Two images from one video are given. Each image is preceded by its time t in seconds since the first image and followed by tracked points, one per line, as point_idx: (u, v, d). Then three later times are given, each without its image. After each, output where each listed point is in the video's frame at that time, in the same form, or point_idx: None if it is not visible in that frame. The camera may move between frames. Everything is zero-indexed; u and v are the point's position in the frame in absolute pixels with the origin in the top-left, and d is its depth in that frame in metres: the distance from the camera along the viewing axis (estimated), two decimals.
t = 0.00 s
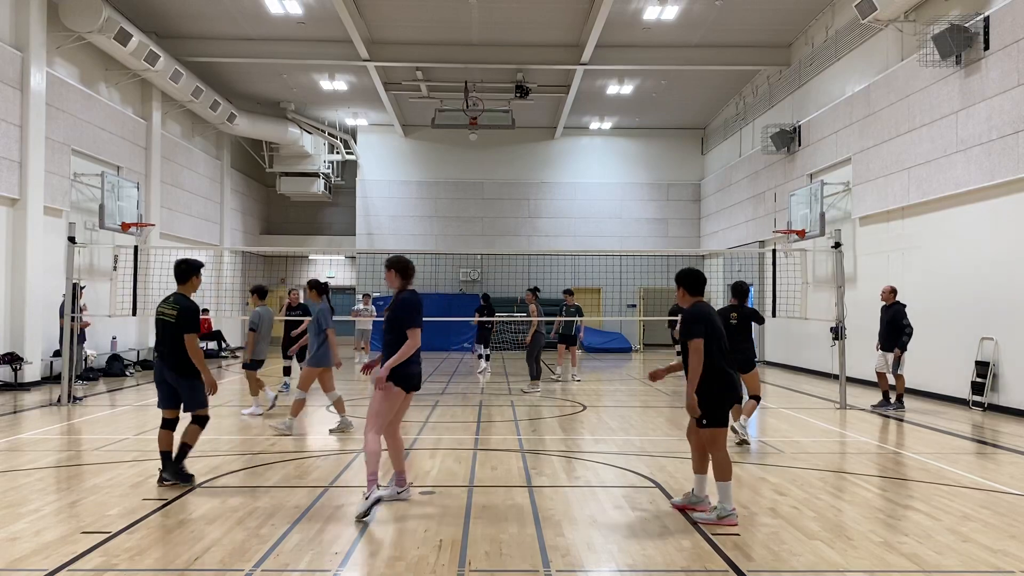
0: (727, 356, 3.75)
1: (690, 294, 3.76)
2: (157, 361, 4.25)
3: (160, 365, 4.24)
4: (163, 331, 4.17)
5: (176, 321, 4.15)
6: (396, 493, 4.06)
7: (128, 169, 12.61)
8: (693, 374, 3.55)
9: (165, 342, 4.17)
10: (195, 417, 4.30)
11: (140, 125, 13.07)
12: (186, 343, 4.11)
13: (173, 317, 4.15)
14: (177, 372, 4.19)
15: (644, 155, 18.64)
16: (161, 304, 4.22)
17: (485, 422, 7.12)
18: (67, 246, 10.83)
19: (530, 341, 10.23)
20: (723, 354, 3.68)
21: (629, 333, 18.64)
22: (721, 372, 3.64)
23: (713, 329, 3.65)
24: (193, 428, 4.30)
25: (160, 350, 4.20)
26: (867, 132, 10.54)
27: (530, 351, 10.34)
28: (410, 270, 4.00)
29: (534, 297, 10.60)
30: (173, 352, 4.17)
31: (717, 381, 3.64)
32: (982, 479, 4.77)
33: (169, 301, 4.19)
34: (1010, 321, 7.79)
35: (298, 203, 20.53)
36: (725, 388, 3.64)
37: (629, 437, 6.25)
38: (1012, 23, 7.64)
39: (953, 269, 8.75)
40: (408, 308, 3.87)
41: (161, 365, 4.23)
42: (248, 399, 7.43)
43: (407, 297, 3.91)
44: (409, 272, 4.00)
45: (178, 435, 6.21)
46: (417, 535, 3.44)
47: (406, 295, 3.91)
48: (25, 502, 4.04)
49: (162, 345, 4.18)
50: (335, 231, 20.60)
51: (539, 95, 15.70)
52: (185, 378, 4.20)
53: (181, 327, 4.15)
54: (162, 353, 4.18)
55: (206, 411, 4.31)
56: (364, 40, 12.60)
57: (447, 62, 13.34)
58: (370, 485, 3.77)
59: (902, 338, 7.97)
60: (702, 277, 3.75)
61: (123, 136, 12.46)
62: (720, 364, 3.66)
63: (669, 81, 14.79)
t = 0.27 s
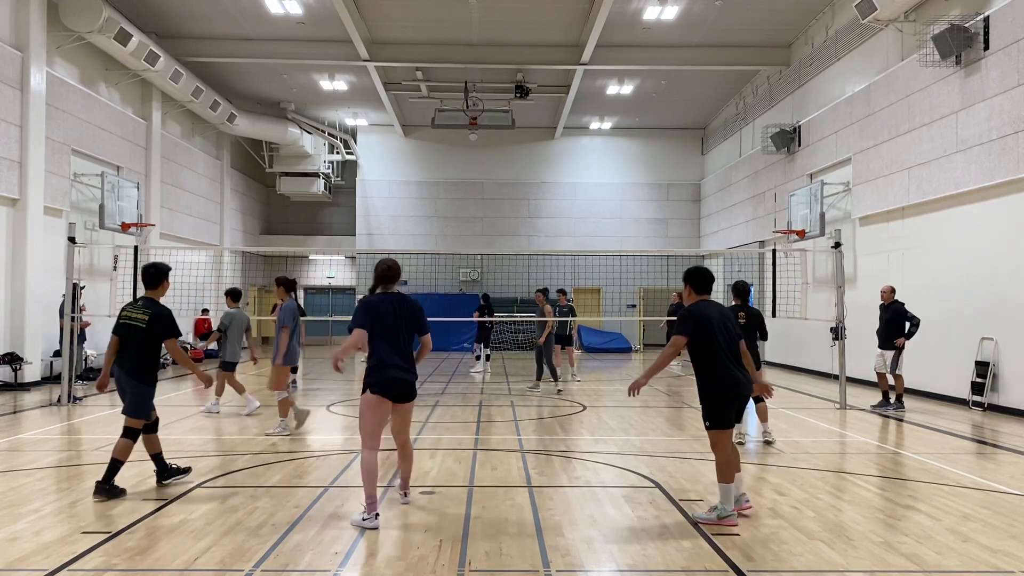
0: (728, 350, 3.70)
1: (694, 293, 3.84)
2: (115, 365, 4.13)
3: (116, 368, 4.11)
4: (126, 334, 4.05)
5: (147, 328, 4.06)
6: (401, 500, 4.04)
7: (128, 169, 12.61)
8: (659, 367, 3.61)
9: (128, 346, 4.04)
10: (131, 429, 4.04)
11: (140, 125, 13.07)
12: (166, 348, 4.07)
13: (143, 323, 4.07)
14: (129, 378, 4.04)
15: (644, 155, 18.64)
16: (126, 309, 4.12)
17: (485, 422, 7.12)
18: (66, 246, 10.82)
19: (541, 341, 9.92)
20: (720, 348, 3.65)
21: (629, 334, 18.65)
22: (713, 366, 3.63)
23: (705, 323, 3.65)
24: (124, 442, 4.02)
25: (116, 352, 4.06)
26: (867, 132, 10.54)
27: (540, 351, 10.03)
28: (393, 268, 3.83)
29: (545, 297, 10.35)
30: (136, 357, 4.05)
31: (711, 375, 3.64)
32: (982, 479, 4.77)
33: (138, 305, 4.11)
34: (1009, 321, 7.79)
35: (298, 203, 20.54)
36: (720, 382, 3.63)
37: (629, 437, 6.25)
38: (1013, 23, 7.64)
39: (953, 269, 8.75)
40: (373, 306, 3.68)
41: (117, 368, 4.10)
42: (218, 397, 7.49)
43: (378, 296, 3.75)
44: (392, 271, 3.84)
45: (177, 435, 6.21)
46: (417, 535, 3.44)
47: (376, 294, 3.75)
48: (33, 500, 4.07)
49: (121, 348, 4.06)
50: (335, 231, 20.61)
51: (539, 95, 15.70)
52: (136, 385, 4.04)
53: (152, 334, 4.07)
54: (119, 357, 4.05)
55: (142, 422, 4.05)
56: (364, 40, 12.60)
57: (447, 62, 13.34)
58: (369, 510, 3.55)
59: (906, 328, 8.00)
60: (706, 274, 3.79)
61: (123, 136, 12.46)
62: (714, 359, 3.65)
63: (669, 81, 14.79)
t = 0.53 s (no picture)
0: (728, 348, 3.70)
1: (705, 291, 3.85)
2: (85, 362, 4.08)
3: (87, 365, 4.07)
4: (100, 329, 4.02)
5: (123, 321, 4.02)
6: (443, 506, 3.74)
7: (128, 169, 12.61)
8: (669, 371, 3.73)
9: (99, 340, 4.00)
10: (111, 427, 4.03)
11: (140, 125, 13.07)
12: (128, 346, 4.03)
13: (117, 317, 4.03)
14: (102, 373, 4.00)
15: (644, 155, 18.63)
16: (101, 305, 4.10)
17: (485, 422, 7.12)
18: (67, 246, 10.82)
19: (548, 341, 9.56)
20: (718, 345, 3.67)
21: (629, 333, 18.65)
22: (709, 363, 3.66)
23: (703, 321, 3.70)
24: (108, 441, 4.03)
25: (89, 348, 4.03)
26: (867, 132, 10.54)
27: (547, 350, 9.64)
28: (395, 260, 3.67)
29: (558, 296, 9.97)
30: (106, 352, 4.00)
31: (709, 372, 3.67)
32: (982, 479, 4.77)
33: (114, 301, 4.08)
34: (1009, 321, 7.79)
35: (298, 203, 20.54)
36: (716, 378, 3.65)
37: (629, 437, 6.26)
38: (1012, 23, 7.64)
39: (953, 269, 8.75)
40: (366, 305, 3.60)
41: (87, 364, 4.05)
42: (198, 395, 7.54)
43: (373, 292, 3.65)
44: (395, 264, 3.68)
45: (178, 435, 6.21)
46: (417, 535, 3.44)
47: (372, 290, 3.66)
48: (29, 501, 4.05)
49: (94, 343, 4.02)
50: (335, 231, 20.61)
51: (539, 95, 15.70)
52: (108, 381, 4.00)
53: (126, 327, 4.03)
54: (91, 352, 4.01)
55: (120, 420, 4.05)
56: (364, 40, 12.60)
57: (447, 62, 13.35)
58: (369, 511, 3.54)
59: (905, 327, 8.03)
60: (716, 273, 3.79)
61: (123, 136, 12.46)
62: (712, 356, 3.68)
63: (669, 81, 14.79)
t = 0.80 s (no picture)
0: (734, 349, 3.72)
1: (722, 292, 3.87)
2: (57, 365, 3.90)
3: (61, 368, 3.90)
4: (77, 332, 3.91)
5: (106, 325, 3.95)
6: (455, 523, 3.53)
7: (128, 169, 12.60)
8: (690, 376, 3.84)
9: (78, 344, 3.89)
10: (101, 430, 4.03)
11: (140, 125, 13.08)
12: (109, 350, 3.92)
13: (98, 320, 3.95)
14: (84, 377, 3.91)
15: (644, 155, 18.63)
16: (75, 309, 4.00)
17: (485, 422, 7.12)
18: (67, 246, 10.82)
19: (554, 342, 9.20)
20: (721, 345, 3.71)
21: (629, 333, 18.66)
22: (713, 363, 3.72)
23: (711, 322, 3.75)
24: (105, 443, 4.03)
25: (67, 351, 3.90)
26: (867, 132, 10.54)
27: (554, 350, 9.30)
28: (415, 262, 3.62)
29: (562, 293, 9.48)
30: (87, 355, 3.91)
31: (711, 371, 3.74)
32: (982, 479, 4.76)
33: (89, 306, 3.99)
34: (1009, 321, 7.79)
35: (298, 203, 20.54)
36: (717, 378, 3.71)
37: (629, 437, 6.25)
38: (1012, 23, 7.64)
39: (953, 269, 8.75)
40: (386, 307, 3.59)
41: (64, 368, 3.90)
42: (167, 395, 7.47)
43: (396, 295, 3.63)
44: (415, 265, 3.64)
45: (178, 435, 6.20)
46: (417, 535, 3.44)
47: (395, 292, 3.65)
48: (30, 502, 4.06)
49: (71, 346, 3.90)
50: (335, 231, 20.61)
51: (539, 95, 15.70)
52: (92, 385, 3.92)
53: (109, 331, 3.95)
54: (70, 356, 3.90)
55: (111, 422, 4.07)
56: (364, 40, 12.61)
57: (447, 62, 13.35)
58: (370, 510, 3.54)
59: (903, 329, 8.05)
60: (731, 275, 3.79)
61: (123, 136, 12.46)
62: (718, 357, 3.72)
63: (669, 81, 14.80)
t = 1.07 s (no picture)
0: (737, 347, 3.77)
1: (728, 291, 3.91)
2: (38, 367, 3.87)
3: (43, 369, 3.86)
4: (63, 334, 3.90)
5: (96, 328, 3.96)
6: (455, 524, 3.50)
7: (128, 169, 12.60)
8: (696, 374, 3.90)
9: (64, 346, 3.88)
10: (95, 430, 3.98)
11: (140, 125, 13.08)
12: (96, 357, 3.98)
13: (88, 325, 3.96)
14: (68, 378, 3.87)
15: (644, 156, 18.64)
16: (61, 317, 4.01)
17: (485, 422, 7.12)
18: (67, 246, 10.82)
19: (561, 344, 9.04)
20: (721, 343, 3.79)
21: (629, 333, 18.66)
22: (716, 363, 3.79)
23: (716, 320, 3.82)
24: (101, 442, 3.96)
25: (50, 353, 3.88)
26: (867, 132, 10.55)
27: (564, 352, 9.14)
28: (437, 261, 3.69)
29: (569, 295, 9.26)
30: (73, 357, 3.89)
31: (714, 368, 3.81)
32: (982, 479, 4.77)
33: (80, 313, 4.00)
34: (1009, 321, 7.79)
35: (298, 203, 20.55)
36: (717, 375, 3.77)
37: (629, 437, 6.26)
38: (1012, 23, 7.64)
39: (953, 268, 8.75)
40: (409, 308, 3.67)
41: (46, 369, 3.86)
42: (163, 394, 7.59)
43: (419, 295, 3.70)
44: (437, 264, 3.71)
45: (177, 435, 6.20)
46: (417, 535, 3.44)
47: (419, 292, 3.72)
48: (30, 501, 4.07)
49: (55, 348, 3.88)
50: (335, 231, 20.61)
51: (539, 95, 15.70)
52: (79, 386, 3.90)
53: (98, 334, 3.96)
54: (53, 357, 3.87)
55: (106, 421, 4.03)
56: (364, 40, 12.61)
57: (447, 62, 13.35)
58: (393, 506, 3.60)
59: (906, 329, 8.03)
60: (735, 274, 3.85)
61: (123, 136, 12.46)
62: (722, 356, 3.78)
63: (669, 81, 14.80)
